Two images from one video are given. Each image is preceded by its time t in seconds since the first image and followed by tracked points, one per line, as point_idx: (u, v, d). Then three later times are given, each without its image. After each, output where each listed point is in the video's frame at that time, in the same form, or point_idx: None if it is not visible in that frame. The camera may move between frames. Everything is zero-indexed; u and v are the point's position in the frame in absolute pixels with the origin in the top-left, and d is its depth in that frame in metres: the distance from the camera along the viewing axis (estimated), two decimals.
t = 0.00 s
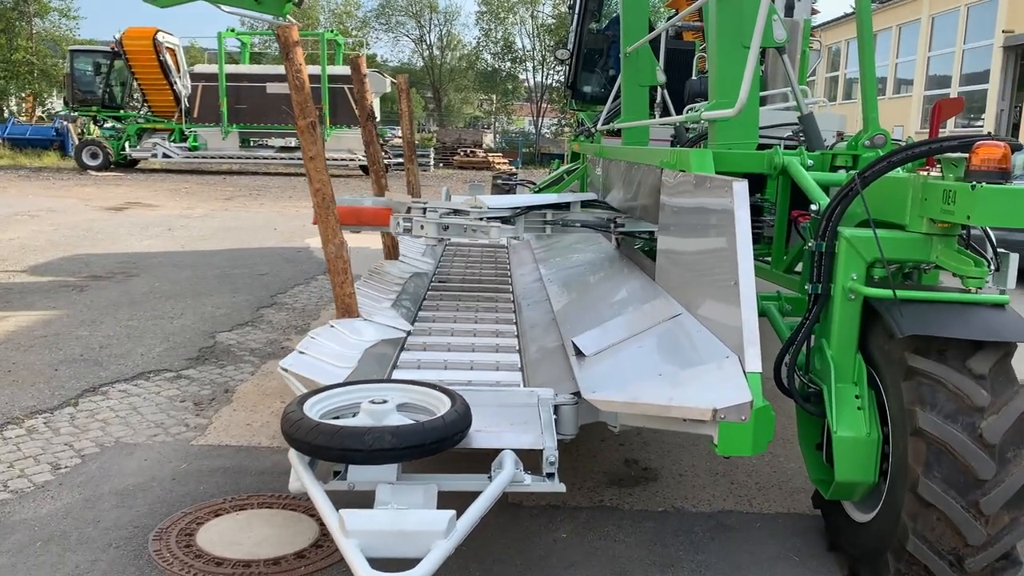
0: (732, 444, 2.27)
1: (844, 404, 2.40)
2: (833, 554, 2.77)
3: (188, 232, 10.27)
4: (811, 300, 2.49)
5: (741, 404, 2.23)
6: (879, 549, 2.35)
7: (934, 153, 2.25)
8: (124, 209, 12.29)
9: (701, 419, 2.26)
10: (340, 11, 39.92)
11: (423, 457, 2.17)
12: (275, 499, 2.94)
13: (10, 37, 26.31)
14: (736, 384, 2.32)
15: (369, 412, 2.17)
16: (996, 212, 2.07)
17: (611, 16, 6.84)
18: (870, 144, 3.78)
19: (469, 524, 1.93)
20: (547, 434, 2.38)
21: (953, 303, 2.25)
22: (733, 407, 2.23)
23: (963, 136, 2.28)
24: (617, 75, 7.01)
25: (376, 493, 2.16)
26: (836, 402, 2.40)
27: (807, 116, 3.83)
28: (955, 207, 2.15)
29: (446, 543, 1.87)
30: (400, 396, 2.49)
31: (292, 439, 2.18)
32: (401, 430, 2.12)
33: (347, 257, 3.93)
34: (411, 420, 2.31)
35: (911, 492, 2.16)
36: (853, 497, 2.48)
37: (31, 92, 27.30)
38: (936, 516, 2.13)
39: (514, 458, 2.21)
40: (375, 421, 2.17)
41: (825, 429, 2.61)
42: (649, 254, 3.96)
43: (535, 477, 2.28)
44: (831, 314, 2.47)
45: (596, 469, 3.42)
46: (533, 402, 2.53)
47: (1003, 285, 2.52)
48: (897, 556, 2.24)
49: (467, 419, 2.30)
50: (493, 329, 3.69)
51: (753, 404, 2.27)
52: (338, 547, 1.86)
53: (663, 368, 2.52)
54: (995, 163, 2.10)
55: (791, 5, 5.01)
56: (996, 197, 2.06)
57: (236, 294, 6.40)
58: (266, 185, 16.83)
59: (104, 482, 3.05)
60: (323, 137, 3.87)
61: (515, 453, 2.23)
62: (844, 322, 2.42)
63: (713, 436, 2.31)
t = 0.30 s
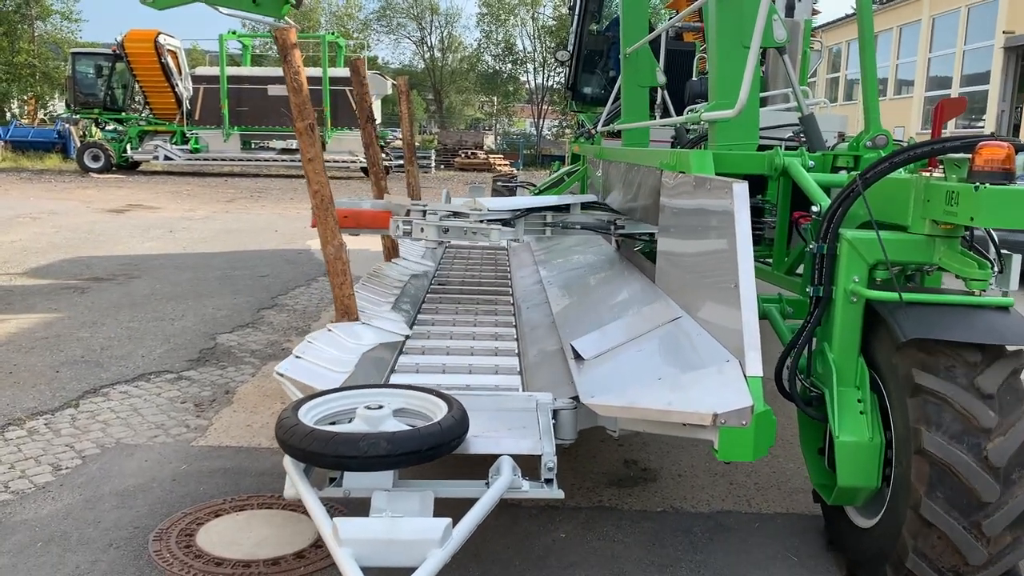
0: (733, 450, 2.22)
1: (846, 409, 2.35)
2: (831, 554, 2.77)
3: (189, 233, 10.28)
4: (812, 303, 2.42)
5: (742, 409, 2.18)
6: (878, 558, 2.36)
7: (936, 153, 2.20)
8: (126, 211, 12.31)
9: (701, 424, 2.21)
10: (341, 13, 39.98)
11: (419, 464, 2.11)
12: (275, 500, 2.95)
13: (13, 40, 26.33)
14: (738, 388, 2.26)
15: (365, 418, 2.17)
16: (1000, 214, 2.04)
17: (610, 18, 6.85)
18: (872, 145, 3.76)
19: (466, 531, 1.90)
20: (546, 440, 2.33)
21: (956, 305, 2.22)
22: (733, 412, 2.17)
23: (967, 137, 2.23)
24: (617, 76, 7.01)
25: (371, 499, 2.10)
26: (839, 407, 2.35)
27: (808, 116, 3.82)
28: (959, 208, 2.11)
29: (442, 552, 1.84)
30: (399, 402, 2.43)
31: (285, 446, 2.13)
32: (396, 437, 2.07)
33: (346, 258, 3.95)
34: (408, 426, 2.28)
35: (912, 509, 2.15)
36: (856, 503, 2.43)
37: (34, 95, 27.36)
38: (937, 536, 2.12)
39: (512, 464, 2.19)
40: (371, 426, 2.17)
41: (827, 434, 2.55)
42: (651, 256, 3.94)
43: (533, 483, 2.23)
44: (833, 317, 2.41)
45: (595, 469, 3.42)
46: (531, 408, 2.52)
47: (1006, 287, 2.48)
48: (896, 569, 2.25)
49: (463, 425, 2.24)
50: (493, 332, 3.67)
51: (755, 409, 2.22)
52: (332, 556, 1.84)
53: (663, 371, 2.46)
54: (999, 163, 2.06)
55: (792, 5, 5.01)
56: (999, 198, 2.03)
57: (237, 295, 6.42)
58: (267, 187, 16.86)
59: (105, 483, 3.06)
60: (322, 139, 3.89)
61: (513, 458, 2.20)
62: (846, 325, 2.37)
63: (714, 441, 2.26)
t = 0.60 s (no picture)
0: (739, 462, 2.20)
1: (853, 419, 2.29)
2: (833, 559, 2.77)
3: (191, 240, 10.32)
4: (819, 311, 2.36)
5: (747, 419, 2.17)
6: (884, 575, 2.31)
7: (943, 158, 2.18)
8: (128, 218, 12.35)
9: (706, 435, 2.19)
10: (342, 18, 40.07)
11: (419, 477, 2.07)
12: (278, 507, 2.95)
13: (15, 46, 26.42)
14: (743, 400, 2.24)
15: (365, 430, 2.14)
16: (1010, 220, 1.99)
17: (611, 22, 6.86)
18: (877, 150, 3.73)
19: (467, 548, 1.86)
20: (548, 451, 2.28)
21: (962, 313, 2.16)
22: (739, 422, 2.16)
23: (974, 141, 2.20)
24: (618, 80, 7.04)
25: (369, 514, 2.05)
26: (845, 417, 2.29)
27: (811, 121, 3.71)
28: (968, 215, 2.07)
29: (443, 570, 1.80)
30: (398, 413, 2.37)
31: (283, 459, 2.08)
32: (396, 450, 2.02)
33: (348, 265, 3.98)
34: (408, 438, 2.23)
35: (919, 533, 2.10)
36: (864, 514, 2.38)
37: (36, 102, 27.44)
38: (943, 561, 2.07)
39: (514, 478, 2.12)
40: (370, 439, 2.13)
41: (834, 443, 2.51)
42: (653, 262, 3.94)
43: (535, 497, 2.16)
44: (839, 327, 2.35)
45: (596, 475, 3.42)
46: (534, 418, 2.46)
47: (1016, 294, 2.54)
48: None
49: (464, 437, 2.18)
50: (494, 340, 3.65)
51: (760, 420, 2.19)
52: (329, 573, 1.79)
53: (668, 382, 2.44)
54: (1009, 169, 2.00)
55: (794, 10, 5.03)
56: (1009, 206, 1.99)
57: (239, 301, 6.43)
58: (269, 193, 16.89)
59: (107, 490, 3.06)
60: (323, 146, 3.89)
61: (514, 472, 2.13)
62: (852, 334, 2.30)
63: (719, 453, 2.24)
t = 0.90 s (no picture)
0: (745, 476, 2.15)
1: (862, 429, 2.25)
2: (837, 566, 2.76)
3: (193, 247, 10.34)
4: (826, 319, 2.32)
5: (753, 431, 2.11)
6: None
7: (952, 165, 2.14)
8: (130, 225, 12.37)
9: (711, 447, 2.16)
10: (343, 25, 40.18)
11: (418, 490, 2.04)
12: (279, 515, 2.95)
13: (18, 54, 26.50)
14: (749, 410, 2.19)
15: (363, 442, 2.09)
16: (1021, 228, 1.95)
17: (613, 29, 6.91)
18: (883, 156, 3.72)
19: (467, 563, 1.82)
20: (551, 463, 2.26)
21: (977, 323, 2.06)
22: (745, 434, 2.10)
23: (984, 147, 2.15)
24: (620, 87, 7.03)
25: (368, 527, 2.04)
26: (853, 428, 2.25)
27: (817, 128, 3.77)
28: (978, 222, 2.02)
29: None
30: (398, 424, 2.35)
31: (281, 471, 2.06)
32: (394, 462, 2.00)
33: (349, 272, 3.99)
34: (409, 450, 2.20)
35: (928, 557, 2.04)
36: (872, 525, 2.33)
37: (38, 110, 27.49)
38: None
39: (516, 490, 2.08)
40: (369, 450, 2.09)
41: (841, 455, 2.45)
42: (655, 269, 3.95)
43: (538, 510, 2.13)
44: (846, 336, 2.31)
45: (599, 482, 3.43)
46: (535, 428, 2.44)
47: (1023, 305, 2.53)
48: None
49: (465, 449, 2.16)
50: (496, 348, 3.61)
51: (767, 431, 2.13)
52: None
53: (673, 392, 2.40)
54: (1020, 175, 1.94)
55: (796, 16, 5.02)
56: (1021, 213, 1.94)
57: (241, 308, 6.44)
58: (270, 200, 16.91)
59: (109, 498, 3.06)
60: (325, 153, 3.89)
61: (516, 484, 2.09)
62: (861, 344, 2.26)
63: (726, 465, 2.19)
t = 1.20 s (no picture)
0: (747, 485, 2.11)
1: (864, 437, 2.20)
2: (837, 571, 2.75)
3: (192, 251, 10.34)
4: (828, 326, 2.27)
5: (755, 440, 2.08)
6: None
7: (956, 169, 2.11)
8: (129, 230, 12.37)
9: (712, 456, 2.12)
10: (342, 29, 40.24)
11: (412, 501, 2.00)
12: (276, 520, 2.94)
13: (17, 59, 26.52)
14: (750, 417, 2.17)
15: (357, 451, 2.06)
16: None
17: (612, 32, 6.88)
18: (884, 160, 3.66)
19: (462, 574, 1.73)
20: (548, 472, 2.22)
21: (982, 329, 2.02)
22: (746, 443, 2.07)
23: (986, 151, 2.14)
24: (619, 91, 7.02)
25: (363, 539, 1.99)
26: (857, 436, 2.19)
27: (819, 131, 3.83)
28: (983, 227, 1.98)
29: None
30: (393, 433, 2.32)
31: (273, 482, 2.01)
32: (389, 473, 1.96)
33: (347, 276, 3.98)
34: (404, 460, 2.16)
35: None
36: (875, 536, 2.29)
37: (38, 114, 27.52)
38: None
39: (514, 501, 2.03)
40: (363, 460, 2.05)
41: (844, 463, 2.40)
42: (654, 274, 3.94)
43: (535, 521, 2.08)
44: (849, 343, 2.26)
45: (597, 485, 3.43)
46: (533, 436, 2.38)
47: None
48: None
49: (461, 459, 2.12)
50: (494, 354, 3.62)
51: (769, 440, 2.10)
52: None
53: (673, 401, 2.37)
54: None
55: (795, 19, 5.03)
56: None
57: (240, 313, 6.44)
58: (269, 204, 16.91)
59: (106, 503, 3.06)
60: (322, 158, 3.90)
61: (514, 494, 2.05)
62: (863, 351, 2.22)
63: (726, 475, 2.16)
